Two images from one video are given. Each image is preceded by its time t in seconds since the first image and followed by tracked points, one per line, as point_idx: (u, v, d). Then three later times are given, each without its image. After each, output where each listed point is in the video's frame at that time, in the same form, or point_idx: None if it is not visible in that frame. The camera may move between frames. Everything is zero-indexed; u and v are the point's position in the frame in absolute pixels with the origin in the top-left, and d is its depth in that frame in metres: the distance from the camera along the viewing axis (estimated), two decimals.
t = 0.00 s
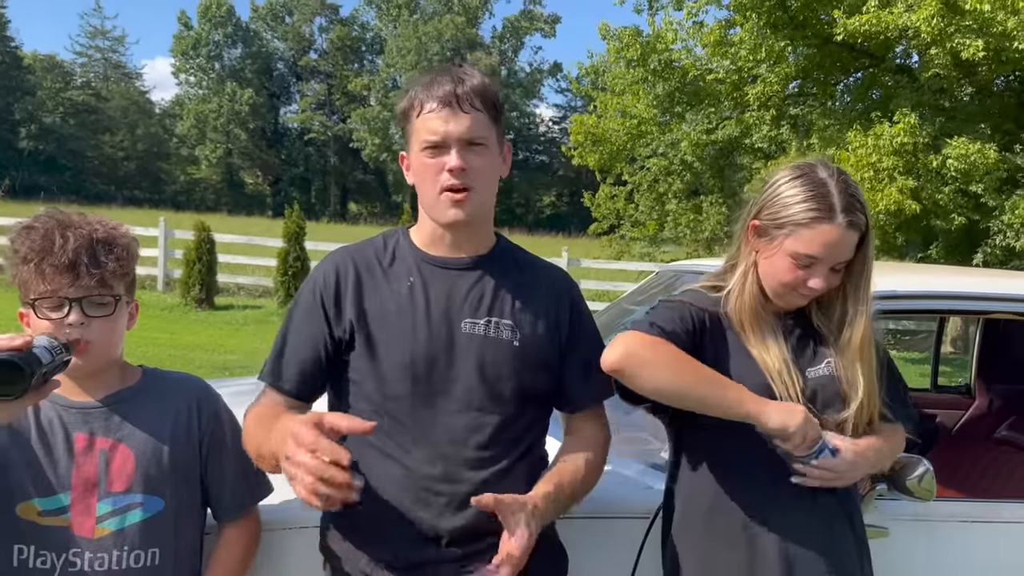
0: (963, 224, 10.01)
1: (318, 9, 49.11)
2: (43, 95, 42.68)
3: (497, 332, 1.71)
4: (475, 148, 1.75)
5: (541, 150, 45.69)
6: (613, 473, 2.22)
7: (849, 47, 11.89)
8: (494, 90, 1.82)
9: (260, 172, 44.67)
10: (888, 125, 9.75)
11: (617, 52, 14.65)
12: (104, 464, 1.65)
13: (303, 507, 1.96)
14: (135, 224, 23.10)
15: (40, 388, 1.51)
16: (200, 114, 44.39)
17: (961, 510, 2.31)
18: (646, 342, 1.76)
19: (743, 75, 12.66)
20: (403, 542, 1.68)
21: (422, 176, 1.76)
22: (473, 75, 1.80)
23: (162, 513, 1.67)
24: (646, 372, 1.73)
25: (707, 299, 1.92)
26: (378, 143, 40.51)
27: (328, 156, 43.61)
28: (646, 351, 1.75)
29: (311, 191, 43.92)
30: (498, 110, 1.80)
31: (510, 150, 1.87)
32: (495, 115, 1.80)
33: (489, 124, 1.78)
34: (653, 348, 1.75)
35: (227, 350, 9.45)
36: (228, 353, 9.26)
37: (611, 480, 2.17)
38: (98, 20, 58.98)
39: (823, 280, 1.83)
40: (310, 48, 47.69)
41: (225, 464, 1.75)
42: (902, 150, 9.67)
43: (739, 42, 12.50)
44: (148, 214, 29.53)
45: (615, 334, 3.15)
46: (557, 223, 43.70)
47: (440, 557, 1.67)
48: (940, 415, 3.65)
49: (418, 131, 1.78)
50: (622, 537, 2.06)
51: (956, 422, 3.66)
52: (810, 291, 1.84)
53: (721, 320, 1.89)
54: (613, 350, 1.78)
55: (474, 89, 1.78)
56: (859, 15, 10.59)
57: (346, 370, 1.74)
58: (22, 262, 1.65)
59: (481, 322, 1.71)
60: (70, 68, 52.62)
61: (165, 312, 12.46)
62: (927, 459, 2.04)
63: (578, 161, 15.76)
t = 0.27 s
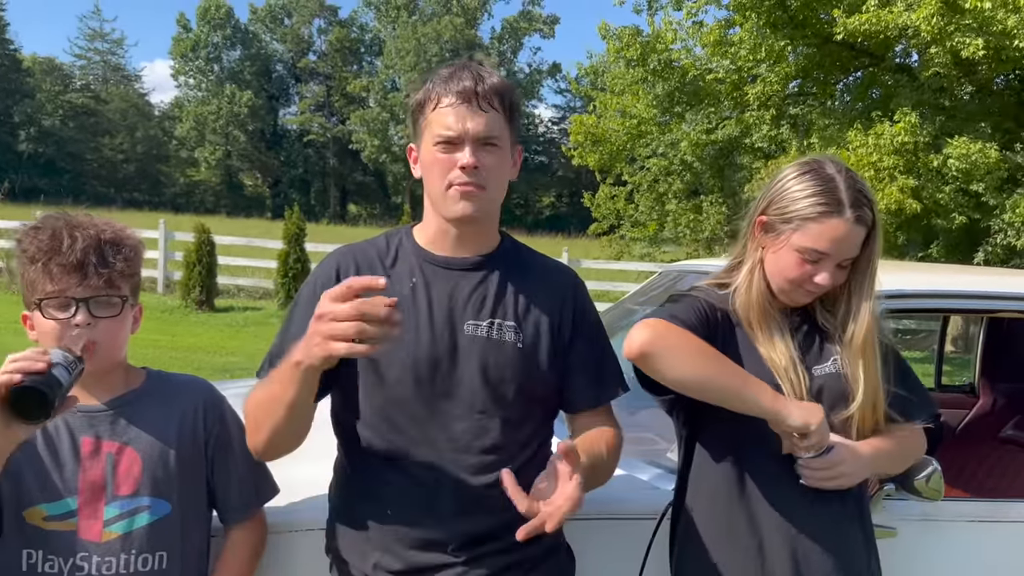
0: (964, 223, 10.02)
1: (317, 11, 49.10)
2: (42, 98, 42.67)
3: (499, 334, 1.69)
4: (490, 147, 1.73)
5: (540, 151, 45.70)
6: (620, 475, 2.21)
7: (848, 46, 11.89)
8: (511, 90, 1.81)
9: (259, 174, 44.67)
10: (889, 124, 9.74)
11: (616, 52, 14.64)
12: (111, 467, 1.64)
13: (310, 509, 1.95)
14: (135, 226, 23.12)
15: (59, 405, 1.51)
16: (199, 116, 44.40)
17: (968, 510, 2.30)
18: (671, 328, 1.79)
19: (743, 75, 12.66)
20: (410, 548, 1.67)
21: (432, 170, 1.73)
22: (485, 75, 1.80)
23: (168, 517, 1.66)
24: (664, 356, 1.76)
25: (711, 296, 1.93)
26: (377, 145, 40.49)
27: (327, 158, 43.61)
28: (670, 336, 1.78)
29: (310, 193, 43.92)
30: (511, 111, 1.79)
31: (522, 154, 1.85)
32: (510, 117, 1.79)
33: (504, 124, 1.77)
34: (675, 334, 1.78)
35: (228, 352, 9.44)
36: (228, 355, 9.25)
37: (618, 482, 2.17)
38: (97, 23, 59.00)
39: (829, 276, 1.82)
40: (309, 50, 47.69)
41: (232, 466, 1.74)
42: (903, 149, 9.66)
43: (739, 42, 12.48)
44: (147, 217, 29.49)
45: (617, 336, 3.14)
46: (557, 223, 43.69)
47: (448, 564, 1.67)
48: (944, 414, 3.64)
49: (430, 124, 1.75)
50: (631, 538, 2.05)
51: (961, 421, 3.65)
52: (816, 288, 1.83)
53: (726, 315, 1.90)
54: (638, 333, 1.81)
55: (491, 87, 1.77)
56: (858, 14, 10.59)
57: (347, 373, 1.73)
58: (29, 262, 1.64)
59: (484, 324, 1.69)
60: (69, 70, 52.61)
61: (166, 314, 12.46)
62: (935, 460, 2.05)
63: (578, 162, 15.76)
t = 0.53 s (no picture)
0: (966, 222, 10.01)
1: (317, 12, 49.13)
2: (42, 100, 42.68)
3: (513, 350, 1.68)
4: (499, 146, 1.72)
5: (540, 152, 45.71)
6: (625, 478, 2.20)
7: (849, 45, 11.88)
8: (521, 85, 1.80)
9: (260, 176, 44.67)
10: (891, 124, 9.73)
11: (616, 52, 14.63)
12: (115, 472, 1.63)
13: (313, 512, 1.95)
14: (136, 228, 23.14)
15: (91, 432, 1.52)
16: (199, 118, 44.41)
17: (976, 510, 2.29)
18: (668, 349, 1.77)
19: (744, 75, 12.64)
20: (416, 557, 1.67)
21: (442, 172, 1.72)
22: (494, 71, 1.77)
23: (174, 520, 1.66)
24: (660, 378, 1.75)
25: (719, 299, 1.91)
26: (377, 146, 40.48)
27: (328, 160, 43.60)
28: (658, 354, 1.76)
29: (311, 194, 43.92)
30: (523, 110, 1.78)
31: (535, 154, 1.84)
32: (523, 118, 1.78)
33: (515, 122, 1.76)
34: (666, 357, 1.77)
35: (229, 354, 9.42)
36: (230, 357, 9.24)
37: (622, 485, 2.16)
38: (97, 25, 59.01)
39: (836, 279, 1.83)
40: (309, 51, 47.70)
41: (236, 466, 1.75)
42: (905, 148, 9.63)
43: (740, 41, 12.46)
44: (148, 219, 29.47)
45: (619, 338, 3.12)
46: (557, 224, 43.67)
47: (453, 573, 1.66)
48: (949, 414, 3.63)
49: (438, 125, 1.74)
50: (635, 541, 2.05)
51: (965, 422, 3.63)
52: (824, 290, 1.83)
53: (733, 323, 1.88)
54: (638, 353, 1.79)
55: (500, 83, 1.76)
56: (860, 13, 10.58)
57: (355, 385, 1.69)
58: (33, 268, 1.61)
59: (497, 339, 1.68)
60: (69, 72, 52.64)
61: (167, 316, 12.45)
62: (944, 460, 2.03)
63: (579, 162, 15.76)
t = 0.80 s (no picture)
0: (967, 221, 9.97)
1: (317, 13, 49.15)
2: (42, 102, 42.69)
3: (528, 377, 1.69)
4: (505, 153, 1.65)
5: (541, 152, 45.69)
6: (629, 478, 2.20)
7: (850, 44, 11.87)
8: (528, 82, 1.71)
9: (260, 177, 44.68)
10: (892, 123, 9.72)
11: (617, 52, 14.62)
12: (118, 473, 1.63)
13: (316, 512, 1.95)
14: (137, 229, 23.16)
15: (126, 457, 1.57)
16: (200, 120, 44.43)
17: (982, 509, 2.28)
18: (672, 359, 1.72)
19: (744, 74, 12.63)
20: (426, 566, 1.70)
21: (442, 180, 1.66)
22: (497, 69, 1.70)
23: (179, 518, 1.66)
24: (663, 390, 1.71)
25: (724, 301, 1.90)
26: (378, 147, 40.46)
27: (328, 161, 43.61)
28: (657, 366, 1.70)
29: (311, 195, 43.92)
30: (532, 112, 1.71)
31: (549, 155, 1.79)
32: (532, 121, 1.71)
33: (523, 122, 1.69)
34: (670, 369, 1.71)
35: (230, 356, 9.40)
36: (231, 358, 9.24)
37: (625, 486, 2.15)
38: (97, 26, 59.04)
39: (840, 277, 1.82)
40: (309, 53, 47.74)
41: (237, 464, 1.78)
42: (907, 148, 9.62)
43: (740, 40, 12.44)
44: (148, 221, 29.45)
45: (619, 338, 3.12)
46: (558, 224, 43.63)
47: None
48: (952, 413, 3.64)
49: (436, 131, 1.68)
50: (638, 542, 2.04)
51: (968, 421, 3.61)
52: (828, 289, 1.82)
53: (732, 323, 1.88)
54: (639, 360, 1.72)
55: (505, 82, 1.68)
56: (860, 12, 10.58)
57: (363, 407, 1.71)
58: (40, 273, 1.62)
59: (510, 366, 1.68)
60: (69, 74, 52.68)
61: (168, 318, 12.44)
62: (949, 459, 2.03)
63: (579, 162, 15.76)
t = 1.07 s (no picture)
0: (969, 220, 9.93)
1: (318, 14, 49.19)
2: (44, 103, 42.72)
3: (529, 379, 1.65)
4: (489, 150, 1.61)
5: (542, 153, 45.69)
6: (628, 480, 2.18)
7: (851, 43, 11.87)
8: (516, 72, 1.66)
9: (261, 178, 44.70)
10: (894, 123, 9.70)
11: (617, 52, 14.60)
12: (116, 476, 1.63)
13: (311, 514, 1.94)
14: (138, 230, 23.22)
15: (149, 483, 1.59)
16: (201, 121, 44.45)
17: (984, 511, 2.26)
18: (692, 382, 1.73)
19: (745, 74, 12.62)
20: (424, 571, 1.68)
21: (431, 180, 1.63)
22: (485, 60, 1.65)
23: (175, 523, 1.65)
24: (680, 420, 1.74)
25: (733, 300, 1.87)
26: (379, 147, 40.46)
27: (329, 161, 43.62)
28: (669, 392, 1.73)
29: (313, 196, 43.92)
30: (522, 106, 1.66)
31: (544, 149, 1.74)
32: (521, 115, 1.66)
33: (508, 117, 1.63)
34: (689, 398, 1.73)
35: (231, 356, 9.40)
36: (232, 359, 9.23)
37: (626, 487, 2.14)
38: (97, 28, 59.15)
39: (861, 272, 1.81)
40: (310, 54, 47.74)
41: (235, 465, 1.77)
42: (908, 147, 9.61)
43: (741, 40, 12.43)
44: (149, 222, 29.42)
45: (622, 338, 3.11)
46: (559, 225, 43.59)
47: None
48: (956, 414, 3.62)
49: (420, 128, 1.65)
50: (638, 544, 2.03)
51: (972, 421, 3.59)
52: (849, 284, 1.81)
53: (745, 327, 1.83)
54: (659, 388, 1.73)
55: (489, 75, 1.63)
56: (861, 11, 10.55)
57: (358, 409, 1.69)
58: (30, 280, 1.61)
59: (510, 369, 1.64)
60: (71, 75, 52.77)
61: (169, 319, 12.43)
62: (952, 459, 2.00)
63: (580, 162, 15.77)
